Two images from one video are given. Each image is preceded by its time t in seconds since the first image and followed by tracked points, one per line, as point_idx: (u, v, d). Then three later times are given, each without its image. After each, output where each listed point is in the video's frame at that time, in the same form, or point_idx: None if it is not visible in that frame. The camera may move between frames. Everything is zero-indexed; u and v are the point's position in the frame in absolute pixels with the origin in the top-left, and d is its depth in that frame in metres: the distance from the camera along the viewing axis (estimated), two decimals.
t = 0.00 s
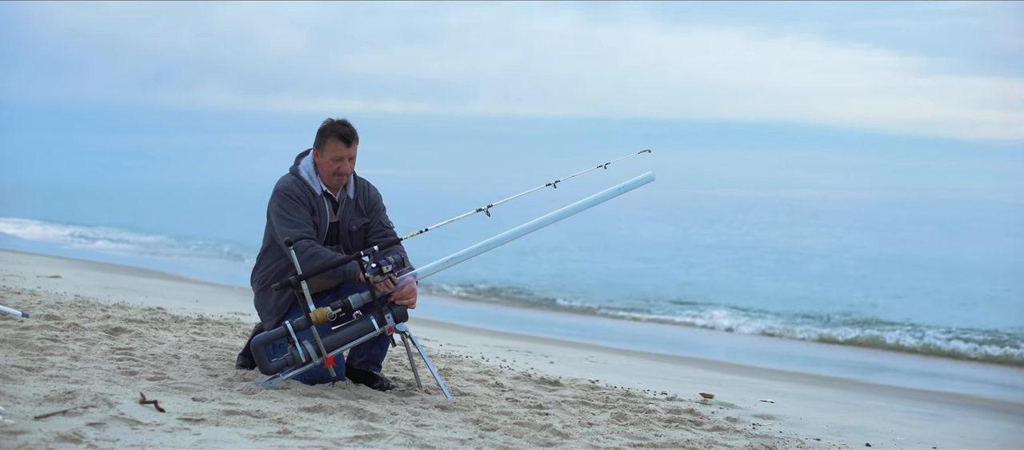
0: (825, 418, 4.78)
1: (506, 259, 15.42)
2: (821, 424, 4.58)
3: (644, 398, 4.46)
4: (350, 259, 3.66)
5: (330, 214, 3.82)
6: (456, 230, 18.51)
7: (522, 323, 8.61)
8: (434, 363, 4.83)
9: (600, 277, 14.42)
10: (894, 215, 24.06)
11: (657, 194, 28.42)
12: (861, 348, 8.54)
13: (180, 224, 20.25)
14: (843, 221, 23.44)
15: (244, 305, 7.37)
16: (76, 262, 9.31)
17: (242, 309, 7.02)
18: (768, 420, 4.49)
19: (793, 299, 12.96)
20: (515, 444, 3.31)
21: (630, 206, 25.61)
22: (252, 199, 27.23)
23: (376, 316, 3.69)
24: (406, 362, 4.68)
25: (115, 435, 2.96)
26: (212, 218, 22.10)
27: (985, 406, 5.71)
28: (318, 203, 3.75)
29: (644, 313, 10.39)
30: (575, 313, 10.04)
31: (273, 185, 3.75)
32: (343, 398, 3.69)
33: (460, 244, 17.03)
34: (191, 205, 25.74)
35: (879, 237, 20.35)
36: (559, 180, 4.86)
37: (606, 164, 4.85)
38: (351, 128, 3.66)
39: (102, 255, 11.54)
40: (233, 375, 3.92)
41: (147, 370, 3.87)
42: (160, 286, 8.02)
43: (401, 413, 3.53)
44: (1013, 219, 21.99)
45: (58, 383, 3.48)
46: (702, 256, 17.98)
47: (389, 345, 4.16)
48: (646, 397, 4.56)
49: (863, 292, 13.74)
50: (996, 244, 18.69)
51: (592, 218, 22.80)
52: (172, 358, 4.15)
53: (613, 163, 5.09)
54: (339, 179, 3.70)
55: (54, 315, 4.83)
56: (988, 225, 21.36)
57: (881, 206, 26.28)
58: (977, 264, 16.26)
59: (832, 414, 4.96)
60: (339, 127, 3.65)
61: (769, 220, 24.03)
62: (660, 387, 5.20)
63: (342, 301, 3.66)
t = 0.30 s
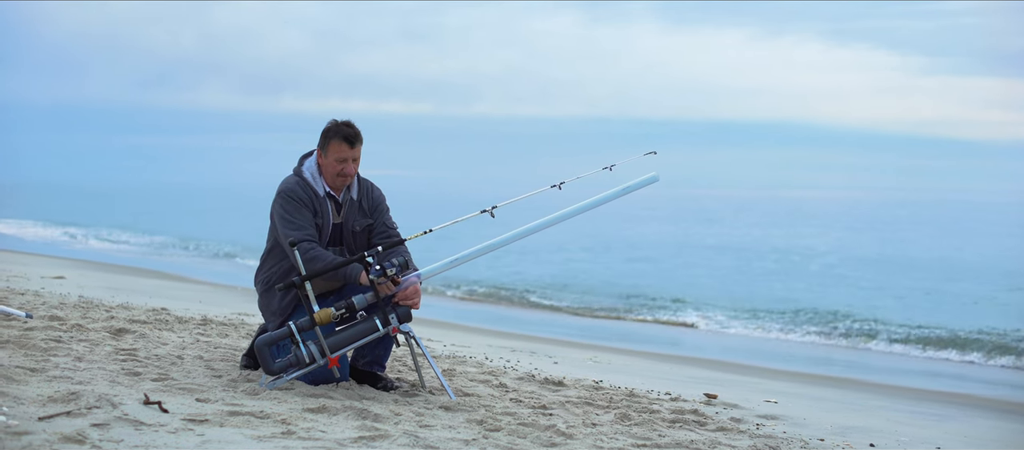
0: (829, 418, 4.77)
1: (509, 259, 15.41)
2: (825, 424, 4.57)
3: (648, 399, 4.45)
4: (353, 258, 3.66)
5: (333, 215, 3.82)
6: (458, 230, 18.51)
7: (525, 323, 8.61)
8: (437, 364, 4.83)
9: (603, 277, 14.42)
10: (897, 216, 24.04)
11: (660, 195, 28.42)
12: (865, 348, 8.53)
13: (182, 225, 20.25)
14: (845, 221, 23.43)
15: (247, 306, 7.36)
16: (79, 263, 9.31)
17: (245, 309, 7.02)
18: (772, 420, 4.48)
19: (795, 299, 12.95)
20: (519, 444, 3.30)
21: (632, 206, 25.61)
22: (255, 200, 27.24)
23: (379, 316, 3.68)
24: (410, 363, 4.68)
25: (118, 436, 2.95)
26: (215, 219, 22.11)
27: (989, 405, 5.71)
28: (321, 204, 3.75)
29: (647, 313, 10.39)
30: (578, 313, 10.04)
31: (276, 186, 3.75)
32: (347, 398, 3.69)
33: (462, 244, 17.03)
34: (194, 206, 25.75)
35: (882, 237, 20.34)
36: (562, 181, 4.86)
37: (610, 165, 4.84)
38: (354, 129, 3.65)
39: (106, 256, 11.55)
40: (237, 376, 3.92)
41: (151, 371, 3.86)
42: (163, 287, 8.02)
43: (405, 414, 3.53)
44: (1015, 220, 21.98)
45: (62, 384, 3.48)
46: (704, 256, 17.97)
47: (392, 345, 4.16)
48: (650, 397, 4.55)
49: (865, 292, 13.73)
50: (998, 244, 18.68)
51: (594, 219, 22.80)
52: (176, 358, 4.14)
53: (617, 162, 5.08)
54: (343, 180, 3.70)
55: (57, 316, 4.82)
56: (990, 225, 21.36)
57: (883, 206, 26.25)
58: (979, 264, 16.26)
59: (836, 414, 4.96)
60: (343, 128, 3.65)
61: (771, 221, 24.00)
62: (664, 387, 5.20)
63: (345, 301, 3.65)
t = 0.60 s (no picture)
0: (829, 419, 4.77)
1: (508, 260, 15.42)
2: (824, 425, 4.57)
3: (647, 400, 4.45)
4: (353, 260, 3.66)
5: (333, 216, 3.82)
6: (458, 231, 18.52)
7: (525, 324, 8.60)
8: (437, 365, 4.83)
9: (603, 278, 14.41)
10: (897, 216, 24.06)
11: (659, 195, 28.43)
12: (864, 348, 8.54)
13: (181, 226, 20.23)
14: (844, 221, 23.44)
15: (246, 307, 7.35)
16: (78, 264, 9.30)
17: (244, 311, 7.02)
18: (771, 421, 4.48)
19: (795, 299, 12.96)
20: (518, 446, 3.30)
21: (631, 206, 25.62)
22: (254, 201, 27.26)
23: (379, 318, 3.69)
24: (409, 364, 4.68)
25: (117, 438, 2.95)
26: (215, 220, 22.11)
27: (987, 406, 5.72)
28: (320, 205, 3.75)
29: (646, 313, 10.40)
30: (577, 314, 10.04)
31: (276, 188, 3.75)
32: (345, 400, 3.69)
33: (462, 245, 17.03)
34: (194, 207, 25.73)
35: (881, 238, 20.35)
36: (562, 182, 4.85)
37: (610, 166, 4.84)
38: (354, 131, 3.65)
39: (105, 257, 11.55)
40: (236, 377, 3.92)
41: (150, 372, 3.86)
42: (163, 288, 8.00)
43: (404, 415, 3.53)
44: (1014, 221, 22.00)
45: (61, 385, 3.48)
46: (704, 257, 17.97)
47: (391, 346, 4.16)
48: (649, 398, 4.55)
49: (865, 293, 13.74)
50: (998, 244, 18.69)
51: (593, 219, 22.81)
52: (175, 360, 4.14)
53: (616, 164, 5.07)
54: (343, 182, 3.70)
55: (56, 318, 4.82)
56: (989, 225, 21.39)
57: (883, 207, 26.28)
58: (978, 264, 16.27)
59: (836, 415, 4.95)
60: (342, 130, 3.64)
61: (771, 221, 24.01)
62: (663, 388, 5.19)
63: (344, 303, 3.65)
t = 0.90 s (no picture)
0: (830, 420, 4.78)
1: (508, 261, 15.43)
2: (825, 425, 4.57)
3: (648, 400, 4.45)
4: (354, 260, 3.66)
5: (334, 217, 3.83)
6: (458, 232, 18.52)
7: (525, 325, 8.61)
8: (438, 366, 4.83)
9: (603, 278, 14.42)
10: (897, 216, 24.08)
11: (659, 196, 28.45)
12: (865, 349, 8.55)
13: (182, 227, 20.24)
14: (844, 222, 23.45)
15: (246, 308, 7.36)
16: (79, 266, 9.31)
17: (244, 312, 7.03)
18: (772, 422, 4.48)
19: (795, 300, 12.96)
20: (519, 446, 3.30)
21: (632, 207, 25.64)
22: (254, 203, 27.26)
23: (380, 319, 3.69)
24: (410, 365, 4.68)
25: (118, 439, 2.95)
26: (215, 221, 22.12)
27: (988, 406, 5.72)
28: (321, 206, 3.75)
29: (646, 314, 10.40)
30: (578, 315, 10.04)
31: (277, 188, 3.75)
32: (347, 401, 3.69)
33: (462, 245, 17.04)
34: (195, 208, 25.75)
35: (881, 238, 20.36)
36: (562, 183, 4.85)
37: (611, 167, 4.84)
38: (355, 132, 3.65)
39: (105, 258, 11.55)
40: (237, 379, 3.92)
41: (152, 373, 3.87)
42: (163, 289, 8.02)
43: (406, 416, 3.53)
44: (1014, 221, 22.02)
45: (62, 387, 3.48)
46: (704, 258, 17.99)
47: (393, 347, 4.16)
48: (650, 398, 4.56)
49: (865, 293, 13.76)
50: (998, 245, 18.69)
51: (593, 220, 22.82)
52: (176, 361, 4.15)
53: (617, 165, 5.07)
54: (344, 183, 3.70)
55: (57, 319, 4.83)
56: (989, 226, 21.41)
57: (883, 207, 26.31)
58: (978, 265, 16.28)
59: (836, 415, 4.96)
60: (343, 131, 3.64)
61: (771, 221, 24.02)
62: (664, 388, 5.20)
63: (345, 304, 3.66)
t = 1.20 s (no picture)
0: (831, 419, 4.78)
1: (509, 261, 15.42)
2: (827, 425, 4.57)
3: (649, 400, 4.44)
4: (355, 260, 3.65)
5: (334, 218, 3.83)
6: (459, 232, 18.53)
7: (526, 325, 8.61)
8: (439, 366, 4.83)
9: (603, 279, 14.42)
10: (898, 216, 24.07)
11: (660, 196, 28.43)
12: (867, 348, 8.55)
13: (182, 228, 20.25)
14: (845, 222, 23.43)
15: (247, 308, 7.36)
16: (80, 266, 9.32)
17: (246, 312, 7.03)
18: (773, 422, 4.48)
19: (796, 299, 12.95)
20: (521, 446, 3.30)
21: (632, 207, 25.64)
22: (255, 203, 27.28)
23: (381, 319, 3.69)
24: (411, 365, 4.68)
25: (120, 439, 2.95)
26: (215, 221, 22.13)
27: (989, 406, 5.72)
28: (320, 207, 3.75)
29: (646, 314, 10.39)
30: (578, 315, 10.03)
31: (277, 189, 3.75)
32: (348, 401, 3.69)
33: (462, 246, 17.03)
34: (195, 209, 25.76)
35: (882, 238, 20.35)
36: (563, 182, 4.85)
37: (611, 166, 4.83)
38: (356, 133, 3.65)
39: (105, 259, 11.55)
40: (239, 379, 3.92)
41: (153, 374, 3.86)
42: (164, 290, 8.02)
43: (407, 416, 3.52)
44: (1014, 221, 22.00)
45: (63, 387, 3.48)
46: (705, 258, 17.98)
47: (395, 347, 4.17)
48: (651, 398, 4.55)
49: (865, 293, 13.75)
50: (998, 245, 18.67)
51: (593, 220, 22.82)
52: (177, 361, 4.15)
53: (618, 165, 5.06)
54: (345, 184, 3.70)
55: (58, 320, 4.83)
56: (990, 226, 21.40)
57: (884, 207, 26.29)
58: (979, 265, 16.26)
59: (838, 415, 4.95)
60: (344, 131, 3.64)
61: (772, 222, 24.00)
62: (665, 388, 5.19)
63: (346, 304, 3.65)
